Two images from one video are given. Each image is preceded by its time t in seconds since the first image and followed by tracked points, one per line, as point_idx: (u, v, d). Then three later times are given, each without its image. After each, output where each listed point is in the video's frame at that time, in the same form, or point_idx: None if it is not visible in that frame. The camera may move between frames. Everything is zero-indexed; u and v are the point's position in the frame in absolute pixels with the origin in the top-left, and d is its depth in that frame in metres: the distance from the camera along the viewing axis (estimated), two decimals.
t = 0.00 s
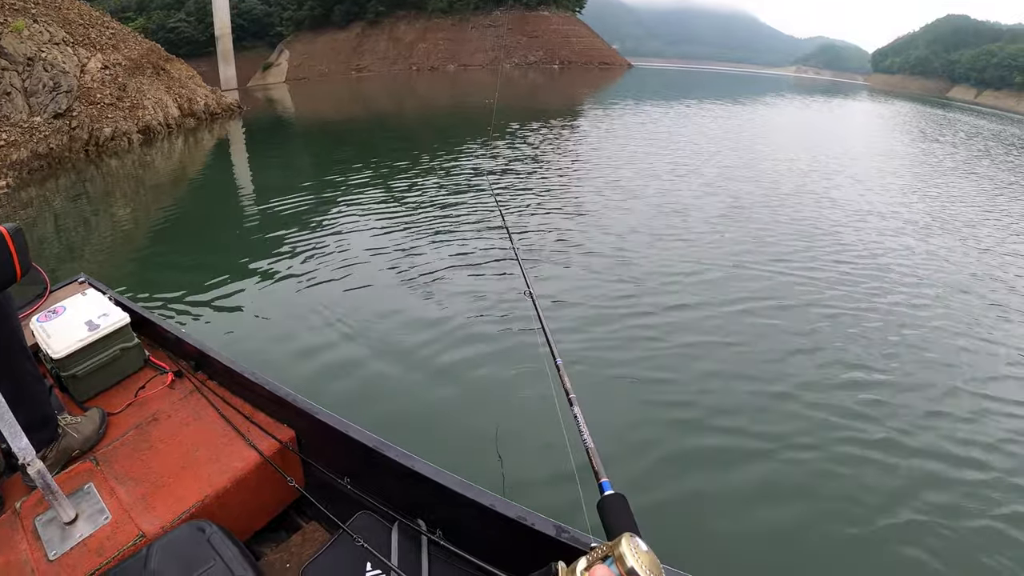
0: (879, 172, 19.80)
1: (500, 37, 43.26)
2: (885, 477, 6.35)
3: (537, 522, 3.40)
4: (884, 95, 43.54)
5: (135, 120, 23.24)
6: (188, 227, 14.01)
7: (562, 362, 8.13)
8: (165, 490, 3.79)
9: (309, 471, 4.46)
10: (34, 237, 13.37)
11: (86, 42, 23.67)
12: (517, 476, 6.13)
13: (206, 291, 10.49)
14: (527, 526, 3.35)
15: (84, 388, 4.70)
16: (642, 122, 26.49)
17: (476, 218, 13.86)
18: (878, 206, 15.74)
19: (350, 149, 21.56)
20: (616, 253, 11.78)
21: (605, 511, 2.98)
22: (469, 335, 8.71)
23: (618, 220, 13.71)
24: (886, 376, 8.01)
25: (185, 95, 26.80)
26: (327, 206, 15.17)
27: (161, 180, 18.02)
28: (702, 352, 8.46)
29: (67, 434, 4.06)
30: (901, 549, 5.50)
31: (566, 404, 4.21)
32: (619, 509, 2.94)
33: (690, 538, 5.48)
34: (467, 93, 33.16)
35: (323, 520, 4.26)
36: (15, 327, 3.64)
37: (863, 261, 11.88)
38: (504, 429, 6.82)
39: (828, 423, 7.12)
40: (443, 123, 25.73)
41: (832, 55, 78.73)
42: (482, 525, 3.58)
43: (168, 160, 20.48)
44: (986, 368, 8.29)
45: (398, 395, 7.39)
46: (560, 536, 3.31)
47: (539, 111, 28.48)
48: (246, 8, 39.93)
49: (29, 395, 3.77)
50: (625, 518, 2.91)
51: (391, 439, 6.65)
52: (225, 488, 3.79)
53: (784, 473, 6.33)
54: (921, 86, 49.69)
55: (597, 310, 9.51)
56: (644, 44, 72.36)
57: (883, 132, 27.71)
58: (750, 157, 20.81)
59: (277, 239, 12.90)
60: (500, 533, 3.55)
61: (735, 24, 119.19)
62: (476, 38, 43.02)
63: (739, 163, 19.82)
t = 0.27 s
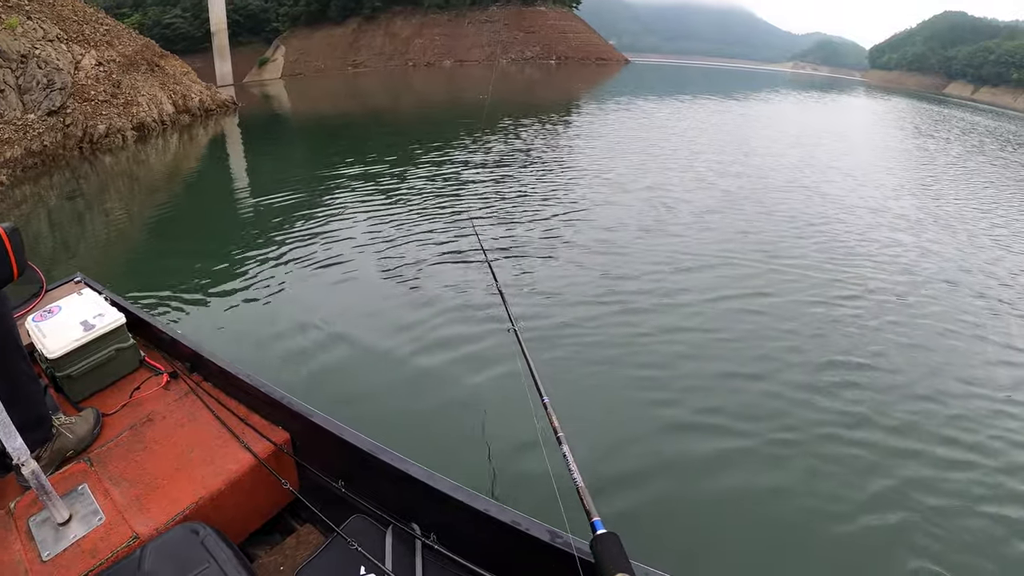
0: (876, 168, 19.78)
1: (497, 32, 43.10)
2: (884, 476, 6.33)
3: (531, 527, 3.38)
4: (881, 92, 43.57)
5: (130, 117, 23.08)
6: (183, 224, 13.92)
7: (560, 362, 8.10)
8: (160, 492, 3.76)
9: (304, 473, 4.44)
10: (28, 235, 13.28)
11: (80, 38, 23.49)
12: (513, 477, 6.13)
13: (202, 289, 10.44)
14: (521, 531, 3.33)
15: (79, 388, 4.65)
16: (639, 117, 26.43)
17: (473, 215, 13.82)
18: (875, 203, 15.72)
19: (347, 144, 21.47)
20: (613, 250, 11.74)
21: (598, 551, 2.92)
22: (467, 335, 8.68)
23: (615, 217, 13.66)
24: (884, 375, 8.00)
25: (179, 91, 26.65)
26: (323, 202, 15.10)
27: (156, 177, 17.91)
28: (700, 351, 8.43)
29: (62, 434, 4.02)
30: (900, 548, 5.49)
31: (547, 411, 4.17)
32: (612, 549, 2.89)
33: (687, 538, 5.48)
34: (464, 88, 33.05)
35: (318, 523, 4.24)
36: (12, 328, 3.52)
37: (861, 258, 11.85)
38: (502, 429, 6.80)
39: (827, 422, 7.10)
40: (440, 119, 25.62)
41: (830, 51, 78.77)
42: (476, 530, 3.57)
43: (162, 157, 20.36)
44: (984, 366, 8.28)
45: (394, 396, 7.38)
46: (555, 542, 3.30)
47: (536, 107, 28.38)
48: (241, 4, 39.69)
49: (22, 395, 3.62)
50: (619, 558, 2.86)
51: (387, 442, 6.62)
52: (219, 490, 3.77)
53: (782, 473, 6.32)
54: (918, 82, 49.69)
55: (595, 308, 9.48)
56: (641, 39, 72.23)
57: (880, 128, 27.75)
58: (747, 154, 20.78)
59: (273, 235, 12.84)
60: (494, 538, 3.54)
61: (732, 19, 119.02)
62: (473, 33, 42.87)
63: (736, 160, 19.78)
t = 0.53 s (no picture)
0: (873, 163, 19.76)
1: (492, 27, 42.96)
2: (884, 468, 6.31)
3: (527, 527, 3.38)
4: (877, 86, 43.64)
5: (123, 114, 22.94)
6: (177, 220, 13.83)
7: (558, 356, 8.06)
8: (154, 491, 3.75)
9: (299, 472, 4.42)
10: (21, 232, 13.21)
11: (73, 35, 23.31)
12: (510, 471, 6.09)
13: (197, 285, 10.38)
14: (517, 530, 3.32)
15: (73, 387, 4.62)
16: (635, 112, 26.39)
17: (470, 210, 13.76)
18: (872, 197, 15.70)
19: (342, 140, 21.38)
20: (611, 245, 11.69)
21: None
22: (465, 329, 8.62)
23: (613, 211, 13.59)
24: (883, 368, 7.97)
25: (173, 88, 26.47)
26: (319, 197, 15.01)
27: (150, 173, 17.82)
28: (698, 346, 8.39)
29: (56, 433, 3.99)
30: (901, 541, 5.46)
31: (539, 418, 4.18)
32: None
33: (685, 531, 5.47)
34: (460, 83, 32.94)
35: (313, 521, 4.23)
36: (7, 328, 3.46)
37: (859, 252, 11.82)
38: (499, 423, 6.77)
39: (826, 415, 7.08)
40: (436, 114, 25.50)
41: (826, 46, 78.81)
42: (472, 528, 3.56)
43: (156, 154, 20.22)
44: (984, 359, 8.26)
45: (391, 390, 7.31)
46: (551, 540, 3.30)
47: (532, 101, 28.32)
48: None
49: (17, 393, 3.55)
50: None
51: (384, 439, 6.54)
52: (214, 489, 3.76)
53: (783, 465, 6.29)
54: (914, 77, 49.73)
55: (593, 303, 9.42)
56: (638, 34, 72.15)
57: (876, 122, 27.78)
58: (745, 148, 20.72)
59: (268, 231, 12.77)
60: (490, 536, 3.54)
61: (728, 14, 118.86)
62: (469, 28, 42.71)
63: (734, 154, 19.74)
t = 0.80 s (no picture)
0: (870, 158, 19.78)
1: (488, 23, 42.81)
2: (882, 464, 6.32)
3: (526, 524, 3.38)
4: (873, 82, 43.71)
5: (117, 111, 22.78)
6: (173, 217, 13.78)
7: (558, 353, 8.02)
8: (152, 489, 3.73)
9: (297, 469, 4.42)
10: (15, 230, 13.13)
11: (67, 32, 23.08)
12: (509, 468, 6.10)
13: (194, 282, 10.34)
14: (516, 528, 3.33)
15: (70, 384, 4.59)
16: (632, 107, 26.36)
17: (467, 205, 13.74)
18: (869, 193, 15.72)
19: (338, 136, 21.31)
20: (610, 241, 11.64)
21: None
22: (463, 326, 8.58)
23: (611, 207, 13.55)
24: (883, 366, 7.95)
25: (167, 84, 26.34)
26: (317, 192, 14.97)
27: (144, 171, 17.72)
28: (697, 342, 8.37)
29: (53, 431, 3.97)
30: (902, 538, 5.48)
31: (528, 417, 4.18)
32: None
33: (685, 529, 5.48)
34: (456, 79, 32.84)
35: (311, 519, 4.22)
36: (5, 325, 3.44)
37: (857, 248, 11.82)
38: (500, 420, 6.76)
39: (827, 413, 7.05)
40: (432, 110, 25.42)
41: (822, 41, 78.91)
42: (471, 525, 3.57)
43: (151, 151, 20.12)
44: (983, 356, 8.26)
45: (390, 388, 7.30)
46: (552, 538, 3.30)
47: (528, 97, 28.26)
48: None
49: (13, 391, 3.53)
50: None
51: (383, 436, 6.52)
52: (212, 487, 3.75)
53: (784, 462, 6.29)
54: (910, 73, 49.85)
55: (592, 300, 9.37)
56: (634, 30, 72.02)
57: (871, 117, 27.83)
58: (741, 143, 20.70)
59: (265, 227, 12.74)
60: (489, 533, 3.54)
61: (724, 9, 118.82)
62: (465, 24, 42.56)
63: (731, 149, 19.71)
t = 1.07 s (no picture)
0: (866, 155, 19.80)
1: (484, 19, 42.69)
2: (875, 458, 6.37)
3: (522, 522, 3.40)
4: (869, 78, 43.75)
5: (111, 109, 22.66)
6: (168, 215, 13.73)
7: (556, 352, 8.01)
8: (148, 488, 3.74)
9: (293, 467, 4.42)
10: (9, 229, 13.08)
11: (60, 30, 22.96)
12: (506, 465, 6.11)
13: (189, 281, 10.30)
14: (512, 526, 3.35)
15: (66, 383, 4.59)
16: (628, 104, 26.35)
17: (464, 202, 13.73)
18: (865, 190, 15.74)
19: (333, 133, 21.25)
20: (607, 239, 11.63)
21: None
22: (461, 326, 8.58)
23: (608, 205, 13.53)
24: (880, 363, 7.97)
25: (161, 82, 26.19)
26: (313, 190, 14.93)
27: (139, 169, 17.65)
28: (694, 340, 8.37)
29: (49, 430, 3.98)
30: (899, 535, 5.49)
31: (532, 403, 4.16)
32: None
33: (680, 525, 5.51)
34: (452, 76, 32.76)
35: (308, 517, 4.23)
36: None
37: (853, 246, 11.84)
38: (496, 418, 6.79)
39: (824, 410, 7.06)
40: (428, 107, 25.34)
41: (819, 37, 78.85)
42: (468, 523, 3.58)
43: (145, 149, 20.02)
44: (979, 354, 8.28)
45: (388, 387, 7.29)
46: (547, 537, 3.31)
47: (524, 94, 28.21)
48: None
49: (10, 390, 3.51)
50: None
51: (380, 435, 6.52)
52: (208, 486, 3.75)
53: (781, 459, 6.31)
54: (907, 70, 49.89)
55: (589, 298, 9.35)
56: (630, 26, 71.91)
57: (867, 114, 27.89)
58: (738, 140, 20.69)
59: (260, 225, 12.72)
60: (485, 531, 3.55)
61: (720, 5, 118.68)
62: (461, 21, 42.43)
63: (727, 146, 19.71)
